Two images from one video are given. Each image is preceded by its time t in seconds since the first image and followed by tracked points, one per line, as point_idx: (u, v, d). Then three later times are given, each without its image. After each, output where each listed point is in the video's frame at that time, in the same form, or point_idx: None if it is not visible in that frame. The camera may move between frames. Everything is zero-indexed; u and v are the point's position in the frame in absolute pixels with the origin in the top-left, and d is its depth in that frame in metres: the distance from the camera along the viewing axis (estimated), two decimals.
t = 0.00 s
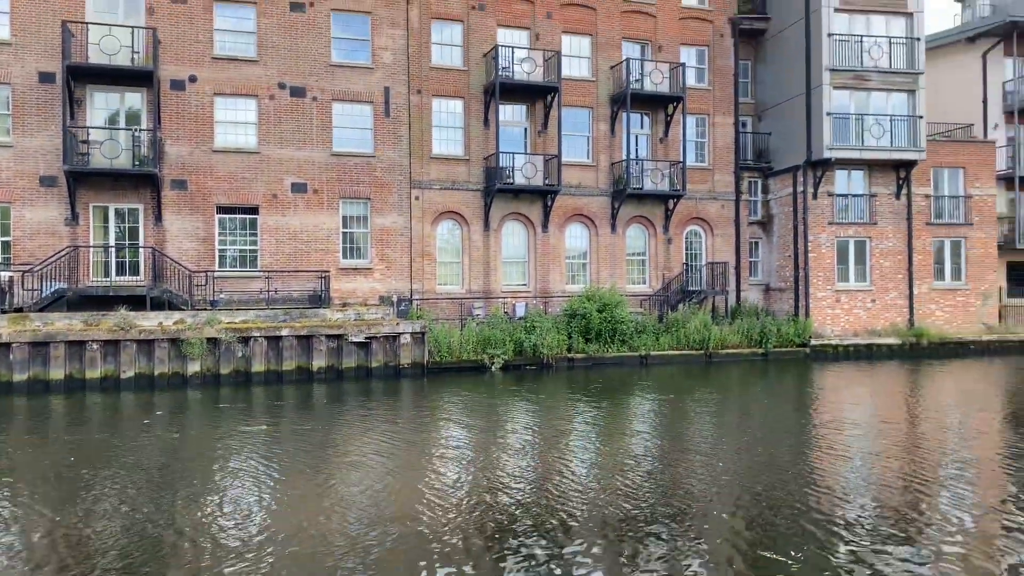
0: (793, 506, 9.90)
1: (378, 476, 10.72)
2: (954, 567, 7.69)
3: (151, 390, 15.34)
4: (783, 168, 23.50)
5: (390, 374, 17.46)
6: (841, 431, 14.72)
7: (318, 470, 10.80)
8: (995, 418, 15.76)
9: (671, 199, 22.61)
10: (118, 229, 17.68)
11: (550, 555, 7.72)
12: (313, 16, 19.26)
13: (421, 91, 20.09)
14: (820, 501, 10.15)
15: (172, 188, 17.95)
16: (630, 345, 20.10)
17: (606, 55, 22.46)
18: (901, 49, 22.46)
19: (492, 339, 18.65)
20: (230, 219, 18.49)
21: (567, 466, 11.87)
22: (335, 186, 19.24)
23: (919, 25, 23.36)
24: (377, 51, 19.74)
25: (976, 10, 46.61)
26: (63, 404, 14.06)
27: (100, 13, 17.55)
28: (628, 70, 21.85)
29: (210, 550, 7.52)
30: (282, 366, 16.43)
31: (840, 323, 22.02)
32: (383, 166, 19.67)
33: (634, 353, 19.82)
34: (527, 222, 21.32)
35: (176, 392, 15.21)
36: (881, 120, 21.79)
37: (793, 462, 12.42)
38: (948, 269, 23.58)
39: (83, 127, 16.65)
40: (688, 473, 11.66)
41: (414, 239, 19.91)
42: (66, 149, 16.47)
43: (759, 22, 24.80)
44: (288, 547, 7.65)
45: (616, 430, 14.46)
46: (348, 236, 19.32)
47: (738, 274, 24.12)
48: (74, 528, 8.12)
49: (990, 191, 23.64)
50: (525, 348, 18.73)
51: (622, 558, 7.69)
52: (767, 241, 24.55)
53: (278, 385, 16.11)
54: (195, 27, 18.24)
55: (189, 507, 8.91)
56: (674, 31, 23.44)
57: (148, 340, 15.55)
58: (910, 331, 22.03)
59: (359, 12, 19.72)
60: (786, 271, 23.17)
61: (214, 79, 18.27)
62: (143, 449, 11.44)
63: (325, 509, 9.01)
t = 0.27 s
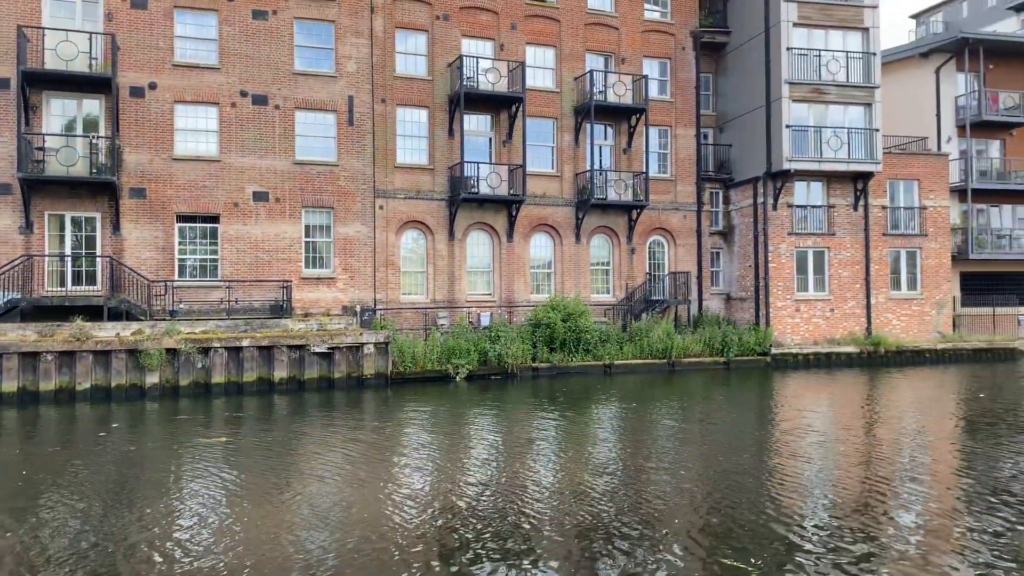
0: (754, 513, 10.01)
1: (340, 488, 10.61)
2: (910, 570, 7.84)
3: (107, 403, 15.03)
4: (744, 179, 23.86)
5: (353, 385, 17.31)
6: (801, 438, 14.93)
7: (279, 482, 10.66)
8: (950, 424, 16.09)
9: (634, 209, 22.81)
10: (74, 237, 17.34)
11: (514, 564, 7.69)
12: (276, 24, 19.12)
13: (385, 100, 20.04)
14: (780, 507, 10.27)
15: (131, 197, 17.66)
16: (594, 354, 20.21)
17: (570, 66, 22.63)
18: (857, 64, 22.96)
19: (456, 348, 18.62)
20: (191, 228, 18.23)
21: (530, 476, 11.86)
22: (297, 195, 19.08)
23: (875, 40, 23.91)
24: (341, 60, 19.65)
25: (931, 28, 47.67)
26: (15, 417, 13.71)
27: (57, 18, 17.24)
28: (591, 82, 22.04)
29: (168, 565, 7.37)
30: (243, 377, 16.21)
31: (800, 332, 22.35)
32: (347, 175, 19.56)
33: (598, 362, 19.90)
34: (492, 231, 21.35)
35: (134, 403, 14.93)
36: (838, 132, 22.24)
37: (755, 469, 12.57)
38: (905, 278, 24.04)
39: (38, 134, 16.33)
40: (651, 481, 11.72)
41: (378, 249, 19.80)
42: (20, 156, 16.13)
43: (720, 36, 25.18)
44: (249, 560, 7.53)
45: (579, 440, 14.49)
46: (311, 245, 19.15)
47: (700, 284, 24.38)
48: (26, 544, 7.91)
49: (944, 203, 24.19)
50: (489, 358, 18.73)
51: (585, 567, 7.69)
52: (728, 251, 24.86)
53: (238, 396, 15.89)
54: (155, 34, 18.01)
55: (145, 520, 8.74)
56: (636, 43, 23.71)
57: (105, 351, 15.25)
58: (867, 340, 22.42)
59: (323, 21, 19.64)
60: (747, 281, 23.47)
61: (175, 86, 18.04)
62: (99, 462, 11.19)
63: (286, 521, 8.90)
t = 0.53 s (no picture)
0: (715, 518, 10.11)
1: (301, 498, 10.49)
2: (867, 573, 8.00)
3: (59, 414, 14.67)
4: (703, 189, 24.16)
5: (313, 394, 17.13)
6: (760, 444, 15.13)
7: (238, 493, 10.51)
8: (904, 430, 16.42)
9: (595, 217, 22.95)
10: (26, 244, 16.89)
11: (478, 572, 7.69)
12: (235, 29, 18.88)
13: (346, 107, 19.92)
14: (740, 513, 10.39)
15: (84, 203, 17.29)
16: (556, 361, 20.27)
17: (532, 75, 22.72)
18: (813, 76, 23.42)
19: (418, 356, 18.54)
20: (147, 235, 17.90)
21: (492, 484, 11.84)
22: (256, 202, 18.84)
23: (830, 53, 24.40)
24: (301, 66, 19.46)
25: (883, 41, 48.76)
26: None
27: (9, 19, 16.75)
28: (553, 90, 22.15)
29: None
30: (200, 387, 15.96)
31: (758, 339, 22.67)
32: (307, 182, 19.38)
33: (560, 369, 19.96)
34: (454, 239, 21.31)
35: (87, 414, 14.60)
36: (795, 143, 22.66)
37: (715, 475, 12.70)
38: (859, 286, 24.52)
39: None
40: (612, 488, 11.78)
41: (338, 256, 19.64)
42: None
43: (679, 47, 25.49)
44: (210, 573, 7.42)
45: (541, 448, 14.51)
46: (269, 253, 18.91)
47: (660, 291, 24.61)
48: None
49: (896, 212, 24.74)
50: (451, 366, 18.69)
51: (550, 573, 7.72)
52: (688, 259, 25.15)
53: (195, 406, 15.62)
54: (110, 37, 17.68)
55: (102, 533, 8.56)
56: (597, 53, 23.89)
57: (57, 360, 14.89)
58: (824, 347, 22.81)
59: (283, 26, 19.46)
60: (706, 289, 23.74)
61: (131, 91, 17.73)
62: (51, 474, 10.92)
63: (246, 533, 8.77)
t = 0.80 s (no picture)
0: (673, 522, 10.21)
1: (257, 507, 10.34)
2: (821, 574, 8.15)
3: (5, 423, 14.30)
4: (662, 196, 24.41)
5: (269, 402, 16.90)
6: (717, 448, 15.29)
7: (193, 502, 10.34)
8: (857, 433, 16.74)
9: (556, 223, 23.03)
10: None
11: None
12: (190, 31, 18.61)
13: (304, 111, 19.75)
14: (697, 515, 10.51)
15: (33, 206, 16.91)
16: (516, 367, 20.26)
17: (492, 81, 22.75)
18: (769, 85, 23.81)
19: (377, 363, 18.40)
20: (99, 239, 17.55)
21: (452, 490, 11.80)
22: (212, 207, 18.57)
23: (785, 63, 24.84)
24: (259, 69, 19.23)
25: (836, 53, 49.81)
26: None
27: None
28: (513, 97, 22.21)
29: None
30: (153, 395, 15.66)
31: (715, 344, 22.98)
32: (264, 187, 19.16)
33: (520, 375, 19.96)
34: (414, 245, 21.21)
35: (34, 423, 14.24)
36: (751, 151, 23.00)
37: (673, 479, 12.81)
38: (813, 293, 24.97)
39: None
40: (572, 492, 11.82)
41: (296, 262, 19.43)
42: None
43: (638, 55, 25.75)
44: None
45: (501, 453, 14.51)
46: (225, 258, 18.59)
47: (620, 297, 24.79)
48: None
49: (849, 220, 25.24)
50: (410, 373, 18.58)
51: None
52: (647, 265, 25.40)
53: (148, 414, 15.32)
54: (61, 38, 17.34)
55: (50, 545, 8.36)
56: (557, 61, 24.01)
57: (4, 368, 14.51)
58: (779, 352, 23.18)
59: (240, 29, 19.22)
60: (664, 295, 23.98)
61: (82, 93, 17.39)
62: None
63: (200, 544, 8.62)
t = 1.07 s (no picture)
0: (632, 524, 10.25)
1: (211, 515, 10.13)
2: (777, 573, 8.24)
3: None
4: (621, 201, 24.58)
5: (222, 408, 16.63)
6: (674, 450, 15.44)
7: (145, 511, 10.13)
8: (810, 435, 17.04)
9: (515, 228, 23.04)
10: None
11: None
12: (143, 31, 18.25)
13: (260, 113, 19.50)
14: (656, 517, 10.61)
15: None
16: (476, 372, 20.20)
17: (451, 85, 22.72)
18: (725, 92, 24.12)
19: (334, 368, 18.21)
20: (46, 242, 17.13)
21: (411, 496, 11.70)
22: (164, 210, 18.23)
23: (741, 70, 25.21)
24: (213, 70, 18.92)
25: (790, 61, 50.75)
26: None
27: None
28: (472, 101, 22.19)
29: None
30: (102, 402, 15.31)
31: (671, 348, 23.24)
32: (219, 189, 18.85)
33: (479, 380, 19.93)
34: (372, 248, 21.04)
35: None
36: (707, 158, 23.29)
37: (632, 482, 12.87)
38: (768, 297, 25.38)
39: None
40: (531, 496, 11.80)
41: (251, 266, 19.16)
42: None
43: (596, 61, 25.91)
44: None
45: (461, 458, 14.44)
46: (177, 261, 18.28)
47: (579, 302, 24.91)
48: None
49: (802, 226, 25.71)
50: (368, 379, 18.42)
51: None
52: (605, 270, 25.50)
53: (97, 422, 14.97)
54: (7, 36, 16.90)
55: None
56: (516, 65, 24.05)
57: None
58: (734, 355, 23.52)
59: (194, 29, 18.90)
60: (622, 299, 24.15)
61: (29, 92, 16.97)
62: None
63: (151, 554, 8.41)
